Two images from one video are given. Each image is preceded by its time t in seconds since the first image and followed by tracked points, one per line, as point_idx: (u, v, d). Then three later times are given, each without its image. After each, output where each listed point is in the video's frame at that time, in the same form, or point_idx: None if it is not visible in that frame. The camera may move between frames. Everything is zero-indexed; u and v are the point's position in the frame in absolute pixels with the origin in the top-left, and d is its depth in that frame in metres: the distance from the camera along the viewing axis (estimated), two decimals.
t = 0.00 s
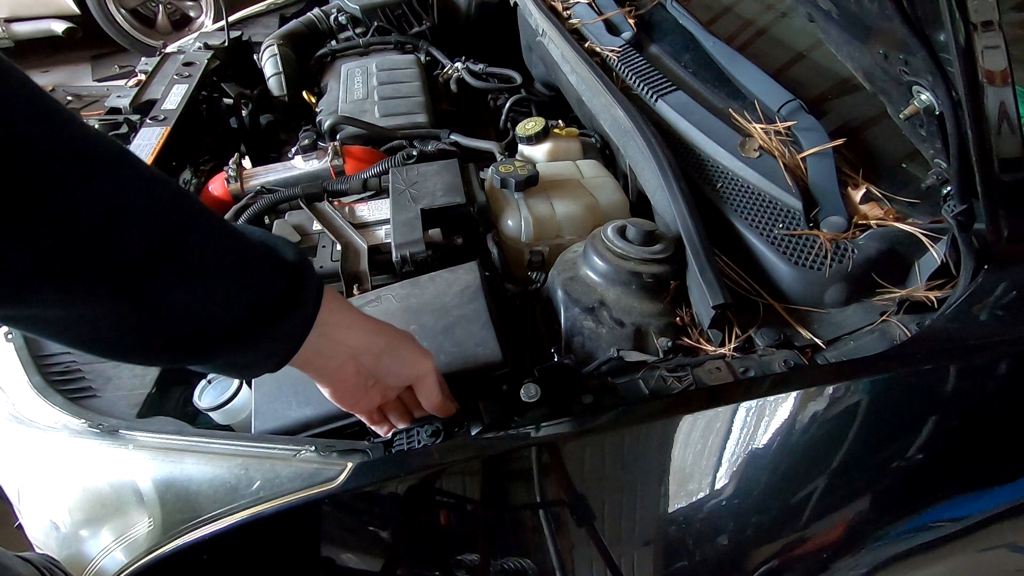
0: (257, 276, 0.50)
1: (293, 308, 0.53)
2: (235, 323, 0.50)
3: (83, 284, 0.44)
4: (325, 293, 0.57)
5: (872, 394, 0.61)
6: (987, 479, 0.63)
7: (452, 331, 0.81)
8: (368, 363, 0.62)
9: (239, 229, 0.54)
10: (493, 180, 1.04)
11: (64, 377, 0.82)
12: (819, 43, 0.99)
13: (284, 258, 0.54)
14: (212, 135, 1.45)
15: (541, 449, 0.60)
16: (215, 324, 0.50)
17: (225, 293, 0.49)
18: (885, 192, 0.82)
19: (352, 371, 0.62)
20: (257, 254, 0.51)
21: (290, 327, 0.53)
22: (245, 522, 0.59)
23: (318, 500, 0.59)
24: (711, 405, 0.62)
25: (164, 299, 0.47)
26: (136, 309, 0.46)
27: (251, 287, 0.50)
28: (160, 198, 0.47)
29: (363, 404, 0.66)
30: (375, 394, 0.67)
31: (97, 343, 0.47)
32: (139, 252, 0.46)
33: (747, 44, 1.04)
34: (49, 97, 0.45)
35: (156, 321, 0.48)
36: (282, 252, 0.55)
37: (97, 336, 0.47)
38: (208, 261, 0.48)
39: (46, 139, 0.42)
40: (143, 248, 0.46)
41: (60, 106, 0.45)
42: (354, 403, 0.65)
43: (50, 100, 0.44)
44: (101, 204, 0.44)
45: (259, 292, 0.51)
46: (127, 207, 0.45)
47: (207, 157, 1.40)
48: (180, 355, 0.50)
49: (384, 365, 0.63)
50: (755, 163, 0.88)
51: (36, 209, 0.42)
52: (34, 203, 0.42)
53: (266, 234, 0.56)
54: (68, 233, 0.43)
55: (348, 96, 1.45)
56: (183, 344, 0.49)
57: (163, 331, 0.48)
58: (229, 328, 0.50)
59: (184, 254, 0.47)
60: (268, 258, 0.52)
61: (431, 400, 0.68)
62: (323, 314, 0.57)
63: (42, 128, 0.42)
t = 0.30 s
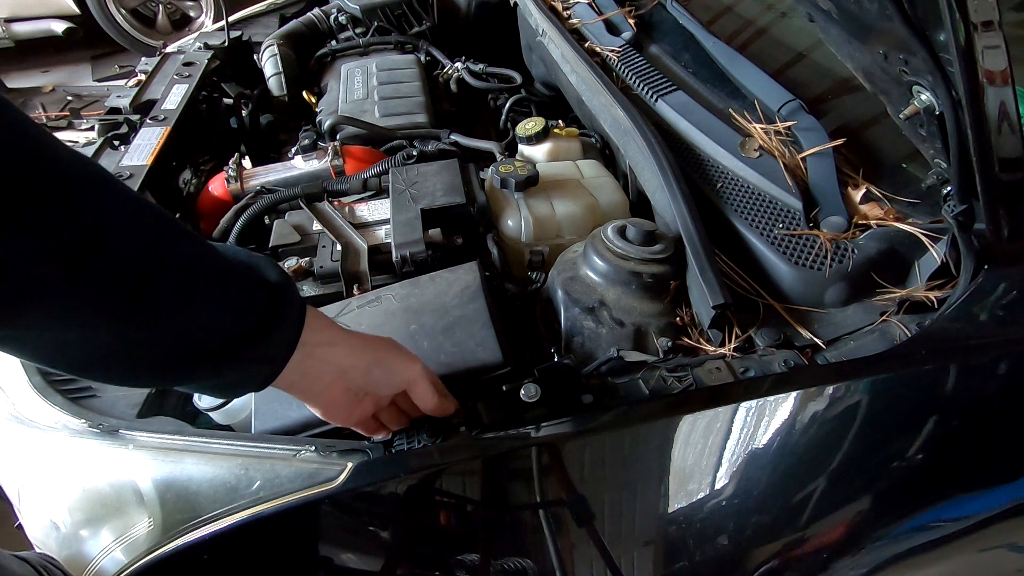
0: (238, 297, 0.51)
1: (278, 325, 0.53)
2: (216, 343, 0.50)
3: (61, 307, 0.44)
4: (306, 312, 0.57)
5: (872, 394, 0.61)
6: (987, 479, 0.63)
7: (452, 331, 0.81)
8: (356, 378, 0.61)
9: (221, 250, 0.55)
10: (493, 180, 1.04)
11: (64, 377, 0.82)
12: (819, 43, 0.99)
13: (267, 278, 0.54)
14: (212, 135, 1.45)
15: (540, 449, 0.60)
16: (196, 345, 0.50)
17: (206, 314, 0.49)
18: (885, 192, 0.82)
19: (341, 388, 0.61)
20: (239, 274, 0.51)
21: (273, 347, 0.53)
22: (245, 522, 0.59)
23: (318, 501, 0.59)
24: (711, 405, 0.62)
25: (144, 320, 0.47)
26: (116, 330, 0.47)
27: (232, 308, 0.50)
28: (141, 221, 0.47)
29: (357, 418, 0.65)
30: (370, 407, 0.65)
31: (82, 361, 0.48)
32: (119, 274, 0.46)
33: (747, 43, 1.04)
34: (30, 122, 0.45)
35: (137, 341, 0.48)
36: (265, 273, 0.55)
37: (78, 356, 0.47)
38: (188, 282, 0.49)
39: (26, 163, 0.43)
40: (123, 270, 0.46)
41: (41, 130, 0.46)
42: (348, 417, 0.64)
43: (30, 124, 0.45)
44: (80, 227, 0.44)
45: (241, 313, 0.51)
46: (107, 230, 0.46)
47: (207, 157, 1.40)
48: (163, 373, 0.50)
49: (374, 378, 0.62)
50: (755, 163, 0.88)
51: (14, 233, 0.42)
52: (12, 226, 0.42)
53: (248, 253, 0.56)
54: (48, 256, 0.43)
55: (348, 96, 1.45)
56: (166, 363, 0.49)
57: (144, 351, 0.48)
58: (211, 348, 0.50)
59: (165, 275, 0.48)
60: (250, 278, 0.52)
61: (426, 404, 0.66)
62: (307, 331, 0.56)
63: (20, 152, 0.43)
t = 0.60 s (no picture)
0: (245, 293, 0.51)
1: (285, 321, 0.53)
2: (224, 338, 0.51)
3: (69, 302, 0.44)
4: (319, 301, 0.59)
5: (872, 394, 0.61)
6: (987, 480, 0.63)
7: (452, 331, 0.81)
8: (371, 364, 0.62)
9: (231, 242, 0.55)
10: (493, 180, 1.04)
11: (64, 377, 0.82)
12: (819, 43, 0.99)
13: (278, 272, 0.54)
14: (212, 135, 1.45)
15: (541, 449, 0.60)
16: (204, 340, 0.50)
17: (213, 310, 0.49)
18: (885, 192, 0.82)
19: (356, 375, 0.61)
20: (246, 269, 0.51)
21: (280, 341, 0.53)
22: (245, 522, 0.59)
23: (318, 501, 0.59)
24: (711, 405, 0.62)
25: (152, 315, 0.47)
26: (124, 326, 0.47)
27: (240, 303, 0.50)
28: (147, 217, 0.47)
29: (367, 414, 0.65)
30: (375, 402, 0.66)
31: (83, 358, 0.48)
32: (126, 270, 0.46)
33: (747, 43, 1.04)
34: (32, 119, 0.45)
35: (145, 338, 0.48)
36: (275, 266, 0.55)
37: (86, 350, 0.47)
38: (195, 278, 0.48)
39: (31, 161, 0.42)
40: (129, 266, 0.46)
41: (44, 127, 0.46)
42: (359, 412, 0.64)
43: (31, 121, 0.45)
44: (85, 223, 0.44)
45: (248, 308, 0.51)
46: (113, 226, 0.45)
47: (207, 157, 1.40)
48: (171, 369, 0.50)
49: (386, 365, 0.63)
50: (755, 163, 0.88)
51: (20, 229, 0.42)
52: (17, 223, 0.41)
53: (257, 246, 0.56)
54: (54, 257, 0.43)
55: (348, 96, 1.45)
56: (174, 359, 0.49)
57: (152, 346, 0.48)
58: (219, 344, 0.50)
59: (172, 271, 0.48)
60: (257, 273, 0.52)
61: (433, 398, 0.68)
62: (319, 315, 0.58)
63: (24, 150, 0.42)
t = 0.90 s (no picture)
0: (246, 288, 0.51)
1: (286, 318, 0.53)
2: (229, 333, 0.51)
3: (72, 298, 0.44)
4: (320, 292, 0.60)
5: (872, 394, 0.61)
6: (987, 480, 0.63)
7: (452, 331, 0.81)
8: (369, 358, 0.63)
9: (233, 235, 0.54)
10: (493, 180, 1.04)
11: (64, 376, 0.82)
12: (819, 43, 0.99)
13: (278, 265, 0.54)
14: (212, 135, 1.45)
15: (541, 449, 0.60)
16: (208, 335, 0.50)
17: (215, 304, 0.49)
18: (885, 192, 0.82)
19: (354, 369, 0.62)
20: (248, 264, 0.51)
21: (282, 336, 0.53)
22: (245, 523, 0.59)
23: (318, 501, 0.59)
24: (711, 405, 0.62)
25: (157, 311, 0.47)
26: (129, 321, 0.47)
27: (242, 298, 0.50)
28: (148, 211, 0.47)
29: (365, 413, 0.65)
30: (376, 400, 0.66)
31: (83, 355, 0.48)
32: (128, 266, 0.46)
33: (747, 44, 1.04)
34: (34, 113, 0.45)
35: (150, 333, 0.48)
36: (275, 258, 0.55)
37: (91, 344, 0.47)
38: (197, 272, 0.48)
39: (31, 156, 0.42)
40: (131, 261, 0.46)
41: (44, 121, 0.45)
42: (357, 410, 0.64)
43: (31, 116, 0.44)
44: (87, 218, 0.44)
45: (250, 303, 0.51)
46: (115, 221, 0.45)
47: (207, 157, 1.40)
48: (176, 363, 0.50)
49: (385, 361, 0.63)
50: (755, 163, 0.88)
51: (22, 225, 0.42)
52: (19, 220, 0.42)
53: (258, 239, 0.56)
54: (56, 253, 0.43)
55: (348, 96, 1.45)
56: (179, 353, 0.50)
57: (157, 341, 0.48)
58: (222, 339, 0.51)
59: (173, 266, 0.48)
60: (258, 267, 0.52)
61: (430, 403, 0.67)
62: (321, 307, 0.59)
63: (26, 145, 0.42)
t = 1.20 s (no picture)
0: (244, 291, 0.51)
1: (283, 320, 0.54)
2: (226, 336, 0.51)
3: (72, 301, 0.44)
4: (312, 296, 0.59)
5: (872, 393, 0.61)
6: (987, 480, 0.63)
7: (452, 331, 0.81)
8: (362, 362, 0.62)
9: (227, 239, 0.55)
10: (493, 180, 1.04)
11: (64, 376, 0.82)
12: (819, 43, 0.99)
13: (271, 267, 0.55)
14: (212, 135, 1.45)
15: (541, 449, 0.60)
16: (205, 338, 0.50)
17: (213, 308, 0.49)
18: (885, 192, 0.82)
19: (347, 372, 0.62)
20: (245, 268, 0.52)
21: (278, 339, 0.54)
22: (246, 523, 0.59)
23: (318, 501, 0.59)
24: (711, 405, 0.62)
25: (155, 315, 0.47)
26: (127, 325, 0.47)
27: (239, 301, 0.51)
28: (145, 214, 0.47)
29: (360, 412, 0.66)
30: (370, 402, 0.66)
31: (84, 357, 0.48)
32: (126, 270, 0.46)
33: (747, 43, 1.04)
34: (31, 117, 0.45)
35: (148, 336, 0.48)
36: (268, 263, 0.55)
37: (89, 347, 0.48)
38: (194, 276, 0.49)
39: (30, 161, 0.42)
40: (129, 264, 0.46)
41: (44, 124, 0.45)
42: (350, 410, 0.65)
43: (31, 120, 0.44)
44: (85, 222, 0.44)
45: (247, 307, 0.51)
46: (113, 224, 0.46)
47: (207, 157, 1.40)
48: (175, 365, 0.50)
49: (378, 364, 0.63)
50: (755, 163, 0.88)
51: (22, 230, 0.42)
52: (19, 225, 0.42)
53: (251, 243, 0.57)
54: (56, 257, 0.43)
55: (348, 96, 1.45)
56: (178, 356, 0.50)
57: (156, 344, 0.49)
58: (219, 342, 0.51)
59: (171, 270, 0.48)
60: (254, 271, 0.52)
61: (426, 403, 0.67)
62: (313, 311, 0.58)
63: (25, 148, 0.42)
